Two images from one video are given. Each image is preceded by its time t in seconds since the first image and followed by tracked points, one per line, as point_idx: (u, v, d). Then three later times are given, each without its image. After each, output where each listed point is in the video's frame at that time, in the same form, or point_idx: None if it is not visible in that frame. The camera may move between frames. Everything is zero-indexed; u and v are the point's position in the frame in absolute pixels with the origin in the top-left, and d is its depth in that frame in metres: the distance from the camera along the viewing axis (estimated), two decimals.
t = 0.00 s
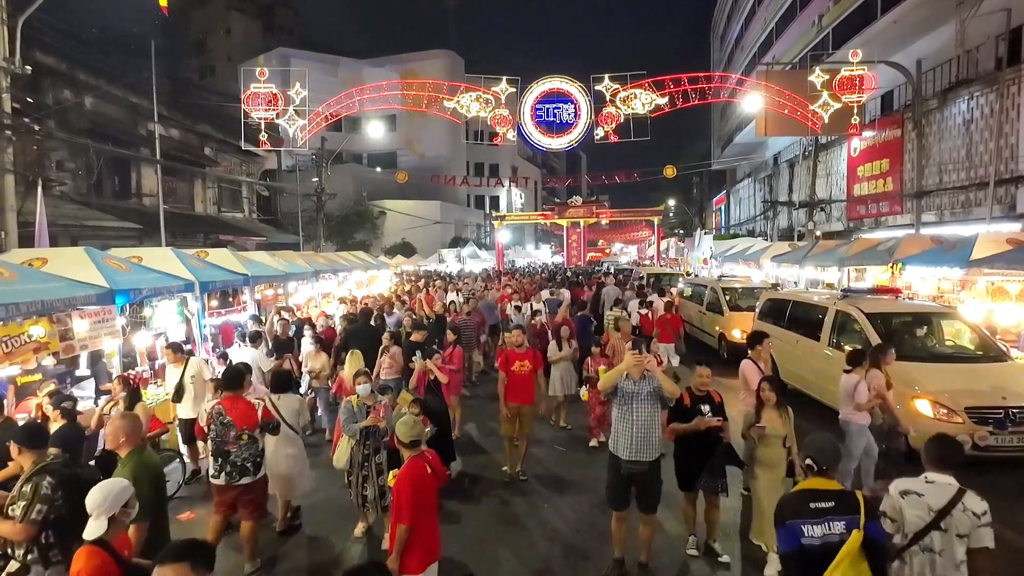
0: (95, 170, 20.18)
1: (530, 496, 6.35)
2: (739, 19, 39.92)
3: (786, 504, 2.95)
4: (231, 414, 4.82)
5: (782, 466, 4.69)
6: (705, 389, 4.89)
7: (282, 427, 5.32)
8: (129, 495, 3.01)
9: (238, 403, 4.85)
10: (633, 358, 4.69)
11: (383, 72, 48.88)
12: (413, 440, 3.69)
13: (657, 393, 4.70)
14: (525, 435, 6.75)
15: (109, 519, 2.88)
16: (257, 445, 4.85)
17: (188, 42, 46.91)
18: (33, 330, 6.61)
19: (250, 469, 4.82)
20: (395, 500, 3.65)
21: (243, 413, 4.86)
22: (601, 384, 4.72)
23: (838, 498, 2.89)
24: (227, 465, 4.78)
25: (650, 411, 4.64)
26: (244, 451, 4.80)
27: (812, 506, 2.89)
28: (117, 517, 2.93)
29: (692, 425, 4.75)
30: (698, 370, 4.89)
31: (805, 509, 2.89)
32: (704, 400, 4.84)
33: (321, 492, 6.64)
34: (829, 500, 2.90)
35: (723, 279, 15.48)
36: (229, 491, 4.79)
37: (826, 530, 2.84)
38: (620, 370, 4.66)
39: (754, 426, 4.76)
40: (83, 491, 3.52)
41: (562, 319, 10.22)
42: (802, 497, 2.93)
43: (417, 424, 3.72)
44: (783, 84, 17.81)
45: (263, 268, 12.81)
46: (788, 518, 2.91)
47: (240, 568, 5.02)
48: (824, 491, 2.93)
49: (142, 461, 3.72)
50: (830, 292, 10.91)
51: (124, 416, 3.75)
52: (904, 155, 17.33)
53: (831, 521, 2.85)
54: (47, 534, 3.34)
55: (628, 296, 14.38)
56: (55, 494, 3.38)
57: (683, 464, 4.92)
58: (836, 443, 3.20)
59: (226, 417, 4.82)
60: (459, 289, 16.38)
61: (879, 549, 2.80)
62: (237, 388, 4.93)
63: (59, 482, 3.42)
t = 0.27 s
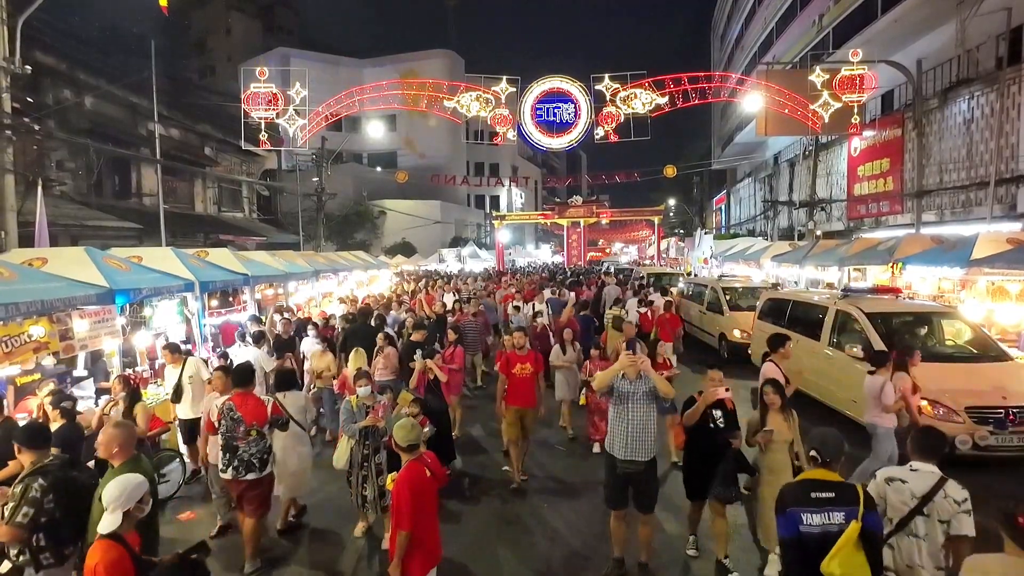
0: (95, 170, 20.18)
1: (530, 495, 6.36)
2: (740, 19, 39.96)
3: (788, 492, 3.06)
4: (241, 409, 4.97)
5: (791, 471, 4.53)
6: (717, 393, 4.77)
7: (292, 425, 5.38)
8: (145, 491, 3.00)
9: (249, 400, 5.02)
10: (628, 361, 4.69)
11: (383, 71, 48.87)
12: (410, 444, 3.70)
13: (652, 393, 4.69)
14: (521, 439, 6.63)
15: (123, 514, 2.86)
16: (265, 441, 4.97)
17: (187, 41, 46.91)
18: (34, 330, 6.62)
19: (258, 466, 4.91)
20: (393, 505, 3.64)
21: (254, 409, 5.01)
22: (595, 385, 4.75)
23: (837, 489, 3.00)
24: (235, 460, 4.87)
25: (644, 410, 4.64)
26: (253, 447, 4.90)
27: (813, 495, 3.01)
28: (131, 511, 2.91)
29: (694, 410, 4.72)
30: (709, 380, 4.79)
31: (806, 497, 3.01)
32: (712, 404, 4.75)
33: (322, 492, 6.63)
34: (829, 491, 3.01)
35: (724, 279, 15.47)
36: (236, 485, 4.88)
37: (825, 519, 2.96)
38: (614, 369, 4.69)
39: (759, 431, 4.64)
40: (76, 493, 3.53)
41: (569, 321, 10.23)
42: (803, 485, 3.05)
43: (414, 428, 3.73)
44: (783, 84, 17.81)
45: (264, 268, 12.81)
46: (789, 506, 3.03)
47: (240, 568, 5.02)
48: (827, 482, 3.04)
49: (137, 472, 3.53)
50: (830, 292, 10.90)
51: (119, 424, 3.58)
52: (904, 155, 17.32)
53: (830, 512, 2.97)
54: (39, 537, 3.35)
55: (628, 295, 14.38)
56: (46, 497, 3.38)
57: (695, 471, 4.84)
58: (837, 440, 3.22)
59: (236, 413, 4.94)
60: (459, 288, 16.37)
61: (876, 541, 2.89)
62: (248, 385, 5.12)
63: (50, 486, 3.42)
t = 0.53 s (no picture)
0: (95, 170, 20.19)
1: (531, 495, 6.36)
2: (740, 19, 39.95)
3: (787, 482, 3.15)
4: (243, 405, 4.97)
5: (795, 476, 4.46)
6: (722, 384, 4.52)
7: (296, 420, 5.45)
8: (161, 490, 3.02)
9: (251, 395, 5.03)
10: (625, 361, 4.65)
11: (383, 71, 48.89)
12: (406, 447, 3.67)
13: (649, 392, 4.70)
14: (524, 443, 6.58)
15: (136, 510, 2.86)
16: (267, 437, 4.96)
17: (188, 41, 46.94)
18: (34, 330, 6.66)
19: (261, 462, 4.90)
20: (392, 507, 3.63)
21: (255, 406, 5.00)
22: (592, 385, 4.74)
23: (833, 480, 3.09)
24: (239, 455, 4.89)
25: (641, 410, 4.65)
26: (254, 443, 4.91)
27: (810, 485, 3.10)
28: (142, 511, 2.91)
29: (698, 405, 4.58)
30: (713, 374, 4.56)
31: (803, 487, 3.10)
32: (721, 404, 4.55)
33: (325, 491, 6.64)
34: (826, 481, 3.10)
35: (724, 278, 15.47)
36: (242, 481, 4.88)
37: (823, 508, 3.05)
38: (611, 369, 4.68)
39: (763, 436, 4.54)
40: (72, 494, 3.54)
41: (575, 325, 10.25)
42: (801, 476, 3.14)
43: (411, 430, 3.69)
44: (783, 83, 17.81)
45: (264, 268, 12.81)
46: (788, 497, 3.11)
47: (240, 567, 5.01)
48: (825, 472, 3.13)
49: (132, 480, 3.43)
50: (831, 292, 10.89)
51: (109, 431, 3.46)
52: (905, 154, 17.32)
53: (828, 503, 3.05)
54: (34, 539, 3.35)
55: (628, 295, 14.38)
56: (40, 499, 3.37)
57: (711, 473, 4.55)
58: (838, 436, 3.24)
59: (238, 409, 4.96)
60: (459, 288, 16.38)
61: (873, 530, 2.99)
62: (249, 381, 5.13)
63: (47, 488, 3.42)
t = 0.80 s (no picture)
0: (95, 170, 20.19)
1: (532, 495, 6.38)
2: (740, 18, 39.93)
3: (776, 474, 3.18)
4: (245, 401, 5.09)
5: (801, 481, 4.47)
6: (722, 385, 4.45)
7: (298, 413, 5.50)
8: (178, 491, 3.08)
9: (252, 392, 5.14)
10: (624, 362, 4.64)
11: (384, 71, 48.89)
12: (401, 448, 3.69)
13: (647, 393, 4.71)
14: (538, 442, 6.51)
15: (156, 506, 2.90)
16: (269, 432, 5.03)
17: (188, 41, 46.94)
18: (34, 329, 6.70)
19: (265, 456, 4.96)
20: (389, 507, 3.63)
21: (256, 401, 5.12)
22: (590, 385, 4.71)
23: (820, 471, 3.12)
24: (241, 450, 4.97)
25: (640, 408, 4.66)
26: (257, 438, 4.97)
27: (797, 477, 3.14)
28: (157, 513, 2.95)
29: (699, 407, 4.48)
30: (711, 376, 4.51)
31: (792, 479, 3.14)
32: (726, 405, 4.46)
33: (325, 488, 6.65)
34: (813, 473, 3.13)
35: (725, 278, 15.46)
36: (247, 477, 4.97)
37: (811, 498, 3.08)
38: (610, 370, 4.66)
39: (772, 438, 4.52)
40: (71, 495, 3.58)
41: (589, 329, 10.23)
42: (790, 468, 3.16)
43: (404, 432, 3.70)
44: (784, 83, 17.82)
45: (265, 267, 12.82)
46: (774, 487, 3.17)
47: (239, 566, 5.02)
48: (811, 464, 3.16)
49: (118, 487, 3.39)
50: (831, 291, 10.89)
51: (94, 437, 3.33)
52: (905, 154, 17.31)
53: (814, 492, 3.09)
54: (37, 538, 3.41)
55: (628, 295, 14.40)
56: (44, 499, 3.45)
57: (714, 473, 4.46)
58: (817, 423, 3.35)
59: (240, 405, 5.05)
60: (460, 288, 16.39)
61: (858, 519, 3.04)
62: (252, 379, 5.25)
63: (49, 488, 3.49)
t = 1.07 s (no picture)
0: (95, 169, 20.18)
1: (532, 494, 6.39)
2: (741, 18, 39.85)
3: (767, 469, 3.50)
4: (254, 398, 5.11)
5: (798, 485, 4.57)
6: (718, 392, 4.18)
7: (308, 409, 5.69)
8: (194, 495, 3.12)
9: (262, 389, 5.17)
10: (622, 362, 4.64)
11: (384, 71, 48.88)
12: (405, 446, 3.68)
13: (646, 393, 4.72)
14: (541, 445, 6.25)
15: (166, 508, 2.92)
16: (278, 429, 5.15)
17: (188, 41, 46.93)
18: (35, 329, 6.69)
19: (273, 452, 5.11)
20: (391, 506, 3.64)
21: (266, 398, 5.15)
22: (589, 386, 4.70)
23: (806, 464, 3.41)
24: (251, 446, 5.07)
25: (639, 406, 4.67)
26: (266, 435, 5.09)
27: (786, 470, 3.44)
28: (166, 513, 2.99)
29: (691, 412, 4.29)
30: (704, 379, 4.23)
31: (781, 473, 3.44)
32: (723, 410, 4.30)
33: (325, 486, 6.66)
34: (801, 466, 3.42)
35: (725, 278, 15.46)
36: (253, 471, 5.09)
37: (800, 490, 3.39)
38: (609, 370, 4.65)
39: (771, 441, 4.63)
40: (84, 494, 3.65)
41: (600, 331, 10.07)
42: (780, 463, 3.47)
43: (410, 429, 3.69)
44: (784, 83, 17.82)
45: (265, 267, 12.83)
46: (767, 480, 3.48)
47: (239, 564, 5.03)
48: (800, 458, 3.44)
49: (94, 493, 3.32)
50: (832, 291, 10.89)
51: (64, 444, 3.26)
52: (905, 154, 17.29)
53: (802, 485, 3.40)
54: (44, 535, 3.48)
55: (628, 295, 14.39)
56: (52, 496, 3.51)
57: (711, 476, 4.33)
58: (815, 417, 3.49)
59: (250, 402, 5.09)
60: (460, 288, 16.39)
61: (844, 510, 3.30)
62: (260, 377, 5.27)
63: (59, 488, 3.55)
